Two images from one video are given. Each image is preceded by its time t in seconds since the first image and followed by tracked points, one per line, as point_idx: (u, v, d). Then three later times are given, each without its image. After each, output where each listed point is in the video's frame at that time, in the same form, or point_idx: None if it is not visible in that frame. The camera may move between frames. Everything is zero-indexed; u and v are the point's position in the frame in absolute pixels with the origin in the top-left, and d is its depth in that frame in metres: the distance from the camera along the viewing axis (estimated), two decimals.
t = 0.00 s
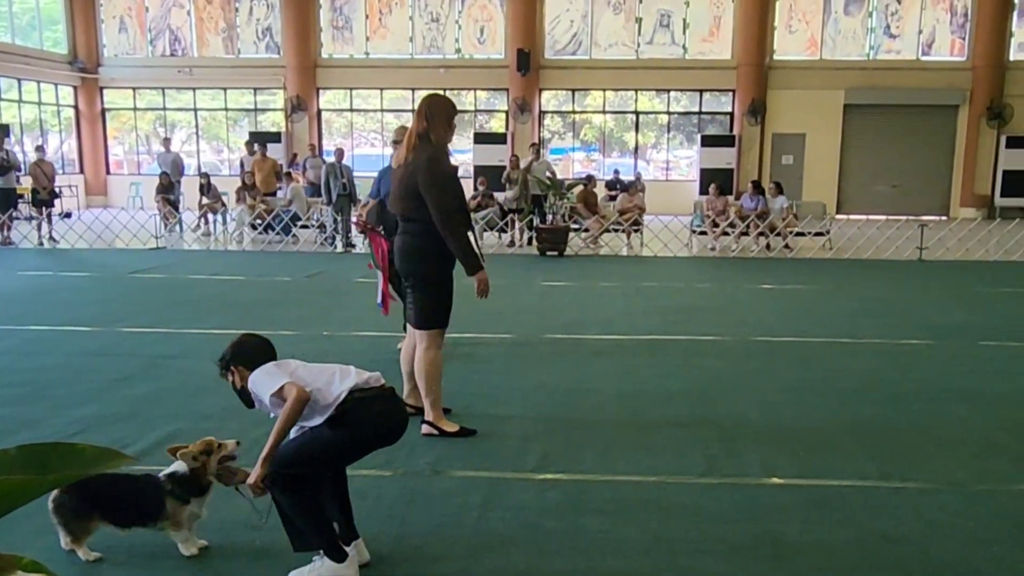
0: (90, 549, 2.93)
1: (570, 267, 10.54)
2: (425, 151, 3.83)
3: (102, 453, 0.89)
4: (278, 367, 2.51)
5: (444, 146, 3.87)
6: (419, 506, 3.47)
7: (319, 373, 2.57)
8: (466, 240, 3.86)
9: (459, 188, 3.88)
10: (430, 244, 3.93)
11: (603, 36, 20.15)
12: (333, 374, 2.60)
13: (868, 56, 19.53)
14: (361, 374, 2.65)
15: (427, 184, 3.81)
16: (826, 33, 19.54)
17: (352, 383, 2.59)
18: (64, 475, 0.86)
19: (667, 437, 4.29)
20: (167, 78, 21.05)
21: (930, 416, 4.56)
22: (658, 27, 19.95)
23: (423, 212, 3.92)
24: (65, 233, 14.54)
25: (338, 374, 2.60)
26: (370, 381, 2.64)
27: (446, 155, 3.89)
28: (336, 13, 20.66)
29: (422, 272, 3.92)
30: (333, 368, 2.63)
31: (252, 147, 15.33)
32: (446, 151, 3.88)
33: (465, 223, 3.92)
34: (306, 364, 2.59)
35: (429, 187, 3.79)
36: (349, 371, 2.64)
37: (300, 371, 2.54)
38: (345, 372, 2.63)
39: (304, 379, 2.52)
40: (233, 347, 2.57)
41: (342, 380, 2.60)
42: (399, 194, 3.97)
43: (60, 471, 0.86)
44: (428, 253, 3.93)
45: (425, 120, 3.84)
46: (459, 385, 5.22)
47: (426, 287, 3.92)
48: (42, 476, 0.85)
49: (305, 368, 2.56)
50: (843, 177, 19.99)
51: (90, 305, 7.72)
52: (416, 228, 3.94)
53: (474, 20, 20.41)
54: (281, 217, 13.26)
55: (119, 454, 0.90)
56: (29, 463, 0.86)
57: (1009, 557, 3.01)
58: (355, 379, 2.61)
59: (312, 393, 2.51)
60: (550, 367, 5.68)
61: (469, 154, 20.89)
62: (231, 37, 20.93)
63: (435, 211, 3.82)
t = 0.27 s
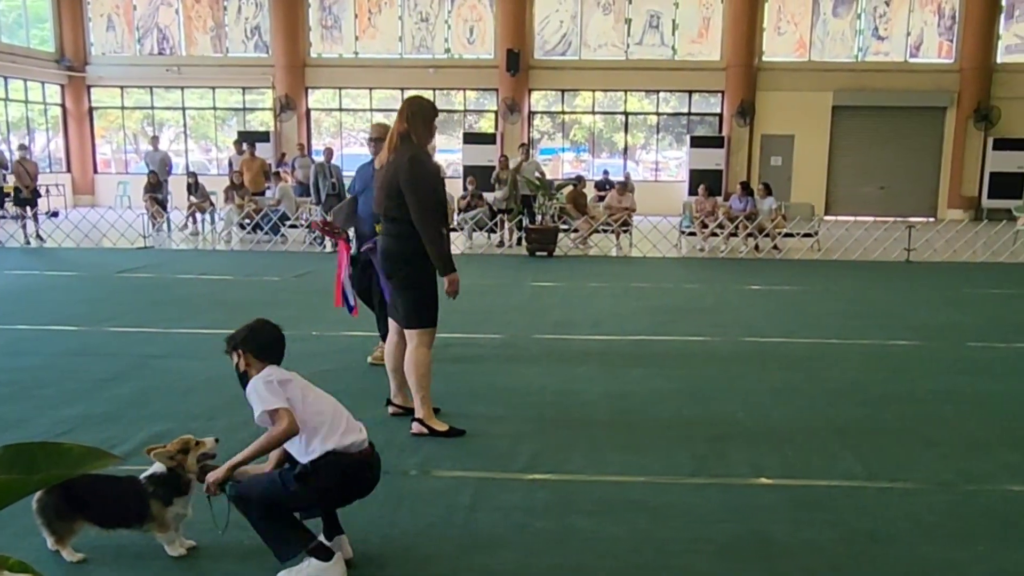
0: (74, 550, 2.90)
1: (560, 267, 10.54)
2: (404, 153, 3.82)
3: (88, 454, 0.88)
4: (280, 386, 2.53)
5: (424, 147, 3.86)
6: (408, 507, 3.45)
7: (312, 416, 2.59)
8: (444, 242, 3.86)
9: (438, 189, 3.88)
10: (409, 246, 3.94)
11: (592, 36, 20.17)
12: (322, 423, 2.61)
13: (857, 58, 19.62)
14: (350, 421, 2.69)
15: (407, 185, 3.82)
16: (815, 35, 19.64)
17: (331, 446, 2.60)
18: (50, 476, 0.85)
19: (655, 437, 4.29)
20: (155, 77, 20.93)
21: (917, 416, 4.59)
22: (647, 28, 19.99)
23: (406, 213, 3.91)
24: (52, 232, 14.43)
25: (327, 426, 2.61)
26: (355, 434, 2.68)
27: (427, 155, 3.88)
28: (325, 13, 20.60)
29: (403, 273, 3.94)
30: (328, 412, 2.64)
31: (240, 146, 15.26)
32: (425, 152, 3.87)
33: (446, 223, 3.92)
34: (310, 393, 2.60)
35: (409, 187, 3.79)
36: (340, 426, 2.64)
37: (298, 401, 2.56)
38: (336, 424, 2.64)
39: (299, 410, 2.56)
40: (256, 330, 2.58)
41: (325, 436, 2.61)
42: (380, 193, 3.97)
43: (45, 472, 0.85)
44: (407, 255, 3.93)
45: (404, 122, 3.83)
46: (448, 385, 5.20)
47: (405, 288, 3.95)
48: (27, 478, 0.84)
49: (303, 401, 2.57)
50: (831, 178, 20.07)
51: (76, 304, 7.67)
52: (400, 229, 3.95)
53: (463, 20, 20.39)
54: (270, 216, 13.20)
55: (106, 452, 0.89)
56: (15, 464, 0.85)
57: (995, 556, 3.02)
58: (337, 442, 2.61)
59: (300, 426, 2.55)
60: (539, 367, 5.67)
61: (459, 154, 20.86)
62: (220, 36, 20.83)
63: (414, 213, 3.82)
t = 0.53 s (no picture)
0: (65, 550, 2.89)
1: (552, 267, 10.54)
2: (390, 152, 3.84)
3: (81, 453, 0.87)
4: (271, 408, 2.57)
5: (410, 146, 3.87)
6: (400, 506, 3.45)
7: (290, 451, 2.61)
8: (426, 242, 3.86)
9: (424, 189, 3.87)
10: (394, 244, 3.96)
11: (585, 37, 20.18)
12: (296, 463, 2.61)
13: (849, 59, 19.69)
14: (331, 466, 2.69)
15: (391, 185, 3.82)
16: (807, 36, 19.69)
17: (296, 491, 2.61)
18: (42, 473, 0.84)
19: (647, 438, 4.30)
20: (147, 75, 20.83)
21: (908, 416, 4.61)
22: (641, 28, 20.02)
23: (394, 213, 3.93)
24: (43, 231, 14.35)
25: (301, 467, 2.61)
26: (329, 483, 2.67)
27: (413, 154, 3.88)
28: (318, 12, 20.56)
29: (387, 270, 3.97)
30: (312, 453, 2.64)
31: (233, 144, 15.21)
32: (412, 153, 3.87)
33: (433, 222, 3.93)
34: (302, 424, 2.61)
35: (394, 187, 3.80)
36: (314, 473, 2.63)
37: (282, 430, 2.59)
38: (312, 469, 2.63)
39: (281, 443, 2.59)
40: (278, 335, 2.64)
41: (296, 478, 2.62)
42: (369, 191, 4.01)
43: (39, 469, 0.84)
44: (391, 253, 3.96)
45: (393, 121, 3.85)
46: (440, 385, 5.20)
47: (389, 287, 3.98)
48: (20, 474, 0.84)
49: (289, 432, 2.59)
50: (823, 179, 20.12)
51: (67, 303, 7.63)
52: (389, 229, 3.97)
53: (456, 20, 20.38)
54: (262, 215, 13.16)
55: (101, 450, 0.88)
56: (9, 459, 0.85)
57: (985, 556, 3.03)
58: (304, 488, 2.61)
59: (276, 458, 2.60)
60: (531, 367, 5.67)
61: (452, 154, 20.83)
62: (213, 34, 20.78)
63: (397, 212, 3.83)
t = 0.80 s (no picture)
0: (57, 549, 2.87)
1: (547, 267, 10.54)
2: (382, 151, 3.84)
3: (76, 450, 0.86)
4: (258, 416, 2.57)
5: (404, 145, 3.87)
6: (394, 506, 3.44)
7: (282, 458, 2.59)
8: (420, 240, 3.85)
9: (417, 188, 3.87)
10: (387, 243, 3.95)
11: (581, 36, 20.19)
12: (291, 469, 2.60)
13: (844, 60, 19.73)
14: (326, 470, 2.66)
15: (383, 184, 3.82)
16: (802, 37, 19.73)
17: (293, 497, 2.59)
18: (38, 472, 0.83)
19: (641, 437, 4.30)
20: (141, 74, 20.77)
21: (902, 416, 4.62)
22: (636, 29, 20.03)
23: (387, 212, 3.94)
24: (36, 229, 14.30)
25: (295, 473, 2.60)
26: (324, 487, 2.64)
27: (406, 153, 3.88)
28: (313, 10, 20.52)
29: (381, 270, 3.95)
30: (304, 459, 2.62)
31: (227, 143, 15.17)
32: (405, 151, 3.87)
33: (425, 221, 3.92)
34: (293, 430, 2.60)
35: (386, 186, 3.80)
36: (309, 480, 2.61)
37: (272, 437, 2.58)
38: (307, 474, 2.61)
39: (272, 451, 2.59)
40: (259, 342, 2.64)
41: (292, 484, 2.60)
42: (363, 190, 4.01)
43: (29, 468, 0.83)
44: (385, 253, 3.95)
45: (386, 120, 3.84)
46: (434, 385, 5.18)
47: (381, 286, 3.97)
48: (13, 474, 0.83)
49: (278, 440, 2.58)
50: (818, 180, 20.16)
51: (60, 302, 7.59)
52: (384, 228, 3.97)
53: (451, 19, 20.36)
54: (256, 214, 13.12)
55: (96, 449, 0.86)
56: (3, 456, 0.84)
57: (979, 557, 3.04)
58: (300, 494, 2.59)
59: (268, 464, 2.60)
60: (525, 367, 5.66)
61: (447, 153, 20.83)
62: (207, 32, 20.72)
63: (391, 210, 3.82)
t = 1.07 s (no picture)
0: (51, 547, 2.85)
1: (543, 267, 10.55)
2: (375, 150, 3.83)
3: (69, 449, 0.86)
4: (252, 415, 2.56)
5: (397, 144, 3.85)
6: (389, 505, 3.43)
7: (277, 457, 2.58)
8: (410, 239, 3.85)
9: (409, 187, 3.86)
10: (379, 242, 3.96)
11: (577, 36, 20.18)
12: (286, 468, 2.59)
13: (840, 61, 19.78)
14: (321, 469, 2.65)
15: (375, 183, 3.82)
16: (799, 37, 19.76)
17: (289, 496, 2.58)
18: (32, 470, 0.83)
19: (636, 436, 4.30)
20: (136, 72, 20.70)
21: (896, 416, 4.63)
22: (632, 29, 20.05)
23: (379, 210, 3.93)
24: (31, 227, 14.26)
25: (290, 472, 2.59)
26: (319, 487, 2.63)
27: (399, 152, 3.87)
28: (309, 9, 20.48)
29: (372, 267, 3.97)
30: (300, 458, 2.61)
31: (223, 142, 15.15)
32: (398, 150, 3.85)
33: (417, 222, 3.92)
34: (288, 429, 2.60)
35: (377, 186, 3.79)
36: (304, 478, 2.60)
37: (267, 436, 2.57)
38: (303, 473, 2.60)
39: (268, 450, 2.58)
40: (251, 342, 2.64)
41: (288, 482, 2.59)
42: (357, 188, 4.01)
43: (24, 465, 0.83)
44: (376, 251, 3.96)
45: (379, 118, 3.83)
46: (429, 384, 5.19)
47: (373, 285, 3.98)
48: (7, 471, 0.82)
49: (273, 438, 2.57)
50: (813, 180, 20.19)
51: (56, 300, 7.58)
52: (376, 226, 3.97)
53: (447, 19, 20.35)
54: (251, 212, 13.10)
55: (90, 446, 0.86)
56: None
57: (974, 557, 3.05)
58: (296, 492, 2.58)
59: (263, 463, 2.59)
60: (521, 367, 5.67)
61: (443, 153, 20.82)
62: (203, 31, 20.67)
63: (381, 209, 3.82)
